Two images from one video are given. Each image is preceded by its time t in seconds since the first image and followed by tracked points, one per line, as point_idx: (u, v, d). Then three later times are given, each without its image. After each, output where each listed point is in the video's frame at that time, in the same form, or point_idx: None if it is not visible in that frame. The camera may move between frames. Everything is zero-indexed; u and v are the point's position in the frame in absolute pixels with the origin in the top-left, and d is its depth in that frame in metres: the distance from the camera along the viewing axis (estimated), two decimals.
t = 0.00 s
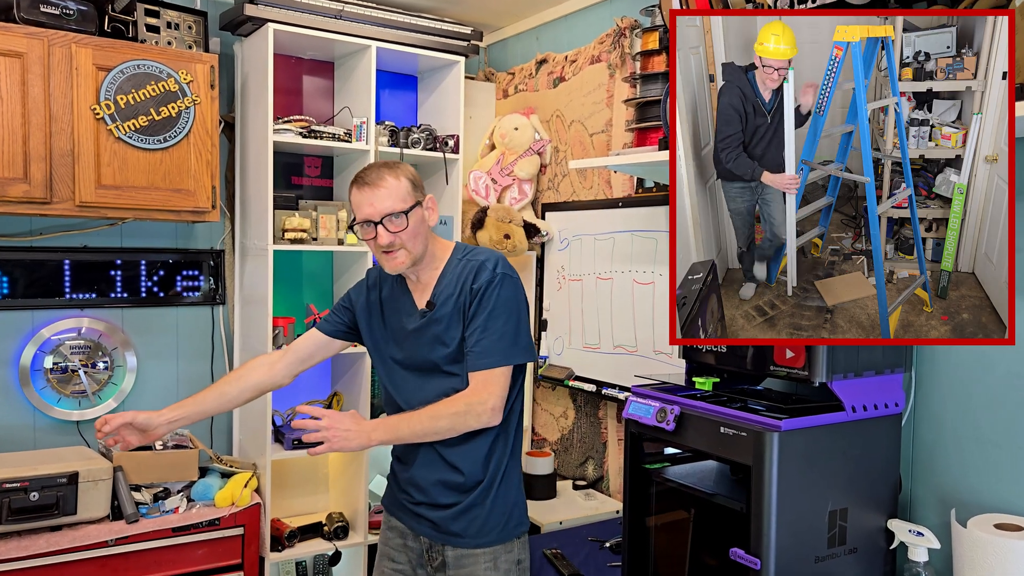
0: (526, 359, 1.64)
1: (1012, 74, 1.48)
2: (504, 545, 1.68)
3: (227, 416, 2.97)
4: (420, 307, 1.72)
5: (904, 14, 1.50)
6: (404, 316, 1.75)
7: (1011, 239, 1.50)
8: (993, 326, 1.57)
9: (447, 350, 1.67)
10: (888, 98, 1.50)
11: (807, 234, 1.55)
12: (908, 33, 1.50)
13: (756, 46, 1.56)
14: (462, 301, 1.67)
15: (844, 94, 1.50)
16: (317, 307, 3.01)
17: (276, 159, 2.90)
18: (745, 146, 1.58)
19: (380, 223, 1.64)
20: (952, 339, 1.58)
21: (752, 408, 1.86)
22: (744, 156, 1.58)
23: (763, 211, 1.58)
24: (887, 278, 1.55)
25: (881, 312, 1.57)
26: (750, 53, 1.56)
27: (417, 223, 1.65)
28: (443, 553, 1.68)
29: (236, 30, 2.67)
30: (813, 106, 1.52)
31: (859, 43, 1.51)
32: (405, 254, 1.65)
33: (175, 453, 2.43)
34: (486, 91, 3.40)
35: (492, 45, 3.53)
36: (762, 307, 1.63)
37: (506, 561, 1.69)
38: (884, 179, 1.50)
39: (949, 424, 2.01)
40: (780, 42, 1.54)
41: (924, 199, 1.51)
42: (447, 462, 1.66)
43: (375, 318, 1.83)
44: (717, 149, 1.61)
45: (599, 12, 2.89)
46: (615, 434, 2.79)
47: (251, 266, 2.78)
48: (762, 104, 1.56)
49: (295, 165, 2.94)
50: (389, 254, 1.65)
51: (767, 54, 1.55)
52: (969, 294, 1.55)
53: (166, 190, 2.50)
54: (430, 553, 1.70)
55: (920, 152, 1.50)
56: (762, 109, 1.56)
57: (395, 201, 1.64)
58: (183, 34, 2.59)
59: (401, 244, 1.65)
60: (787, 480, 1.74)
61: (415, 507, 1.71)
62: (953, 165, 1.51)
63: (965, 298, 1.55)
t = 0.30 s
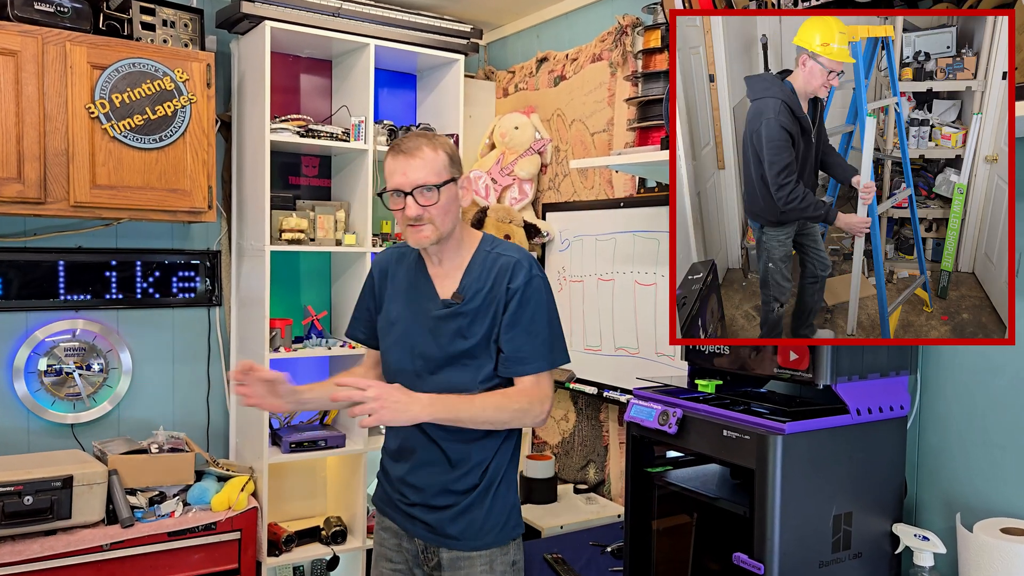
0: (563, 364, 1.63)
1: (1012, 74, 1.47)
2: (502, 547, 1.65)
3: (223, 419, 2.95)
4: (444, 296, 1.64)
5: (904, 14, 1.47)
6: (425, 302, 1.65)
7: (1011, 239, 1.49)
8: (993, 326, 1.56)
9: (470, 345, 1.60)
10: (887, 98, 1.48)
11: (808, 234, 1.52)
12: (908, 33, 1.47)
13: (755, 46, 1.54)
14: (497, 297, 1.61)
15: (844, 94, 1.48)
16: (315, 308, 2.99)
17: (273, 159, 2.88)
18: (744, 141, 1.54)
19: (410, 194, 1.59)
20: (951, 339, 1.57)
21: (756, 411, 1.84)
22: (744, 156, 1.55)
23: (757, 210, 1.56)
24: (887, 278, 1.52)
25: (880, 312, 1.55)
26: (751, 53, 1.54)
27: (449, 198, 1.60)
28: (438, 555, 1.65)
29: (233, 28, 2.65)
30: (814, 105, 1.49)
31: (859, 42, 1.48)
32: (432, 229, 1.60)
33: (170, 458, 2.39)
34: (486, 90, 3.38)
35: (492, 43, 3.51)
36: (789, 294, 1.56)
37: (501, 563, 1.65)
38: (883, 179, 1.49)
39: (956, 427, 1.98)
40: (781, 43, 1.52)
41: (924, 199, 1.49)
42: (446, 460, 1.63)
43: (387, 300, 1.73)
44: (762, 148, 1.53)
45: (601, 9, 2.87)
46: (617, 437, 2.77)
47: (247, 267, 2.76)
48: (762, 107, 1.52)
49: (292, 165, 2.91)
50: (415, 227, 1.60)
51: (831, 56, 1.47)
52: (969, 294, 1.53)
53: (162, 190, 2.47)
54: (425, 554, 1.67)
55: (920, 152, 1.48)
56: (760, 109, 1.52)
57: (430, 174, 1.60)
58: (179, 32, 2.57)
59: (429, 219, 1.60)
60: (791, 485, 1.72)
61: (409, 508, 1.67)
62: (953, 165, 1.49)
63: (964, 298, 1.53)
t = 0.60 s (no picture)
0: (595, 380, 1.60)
1: (1013, 74, 1.44)
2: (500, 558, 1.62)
3: (219, 421, 2.92)
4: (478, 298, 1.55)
5: (903, 14, 1.45)
6: (458, 302, 1.55)
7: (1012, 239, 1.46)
8: (992, 327, 1.53)
9: (500, 352, 1.52)
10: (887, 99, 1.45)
11: (808, 234, 1.51)
12: (907, 33, 1.45)
13: (755, 46, 1.53)
14: (536, 305, 1.54)
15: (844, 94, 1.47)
16: (312, 310, 2.96)
17: (270, 159, 2.85)
18: (743, 140, 1.53)
19: (452, 187, 1.50)
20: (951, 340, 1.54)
21: (759, 414, 1.81)
22: (743, 155, 1.53)
23: (757, 209, 1.54)
24: (886, 278, 1.51)
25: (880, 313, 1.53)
26: (751, 53, 1.53)
27: (493, 194, 1.51)
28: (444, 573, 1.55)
29: (229, 26, 2.62)
30: (814, 105, 1.48)
31: (859, 43, 1.47)
32: (472, 226, 1.50)
33: (166, 461, 2.39)
34: (486, 89, 3.35)
35: (492, 41, 3.48)
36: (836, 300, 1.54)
37: None
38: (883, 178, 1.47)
39: (961, 430, 1.96)
40: (781, 44, 1.51)
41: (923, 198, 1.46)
42: (459, 471, 1.54)
43: (414, 295, 1.61)
44: (857, 164, 1.48)
45: (602, 7, 2.84)
46: (619, 440, 2.74)
47: (244, 268, 2.73)
48: (761, 106, 1.51)
49: (290, 164, 2.88)
50: (456, 223, 1.50)
51: (944, 91, 1.44)
52: (969, 294, 1.50)
53: (157, 190, 2.45)
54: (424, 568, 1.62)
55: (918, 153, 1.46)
56: (759, 109, 1.51)
57: (475, 167, 1.50)
58: (175, 29, 2.55)
59: (471, 214, 1.50)
60: (794, 488, 1.69)
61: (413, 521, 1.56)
62: (953, 165, 1.46)
63: (964, 299, 1.51)
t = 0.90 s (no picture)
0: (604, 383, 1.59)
1: (1012, 74, 1.49)
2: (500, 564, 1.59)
3: (215, 424, 2.90)
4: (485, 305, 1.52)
5: (904, 14, 1.51)
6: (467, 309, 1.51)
7: (1011, 242, 1.52)
8: (993, 326, 1.59)
9: (513, 358, 1.50)
10: (888, 98, 1.51)
11: (807, 234, 1.55)
12: (908, 33, 1.51)
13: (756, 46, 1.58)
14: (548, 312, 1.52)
15: (845, 94, 1.51)
16: (310, 312, 2.93)
17: (267, 158, 2.82)
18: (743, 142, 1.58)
19: (460, 194, 1.47)
20: (951, 338, 1.60)
21: (763, 417, 1.79)
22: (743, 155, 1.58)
23: (758, 208, 1.59)
24: (887, 278, 1.56)
25: (881, 312, 1.58)
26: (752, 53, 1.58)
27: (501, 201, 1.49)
28: None
29: (226, 24, 2.59)
30: (814, 105, 1.53)
31: (859, 42, 1.52)
32: (481, 233, 1.48)
33: (161, 464, 2.34)
34: (486, 87, 3.33)
35: (492, 39, 3.46)
36: (847, 304, 1.58)
37: None
38: (884, 179, 1.51)
39: (967, 434, 1.93)
40: (781, 44, 1.55)
41: (924, 199, 1.52)
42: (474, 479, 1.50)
43: (419, 303, 1.56)
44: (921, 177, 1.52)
45: (603, 5, 2.81)
46: (620, 444, 2.72)
47: (241, 269, 2.71)
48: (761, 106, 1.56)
49: (287, 164, 2.86)
50: (464, 230, 1.48)
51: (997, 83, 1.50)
52: (969, 293, 1.56)
53: (153, 190, 2.42)
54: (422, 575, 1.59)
55: (920, 152, 1.51)
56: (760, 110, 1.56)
57: (485, 174, 1.48)
58: (170, 28, 2.51)
59: (481, 221, 1.48)
60: (799, 492, 1.67)
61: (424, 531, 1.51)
62: (953, 165, 1.52)
63: (965, 298, 1.57)
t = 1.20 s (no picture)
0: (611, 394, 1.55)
1: (1012, 74, 1.51)
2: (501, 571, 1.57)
3: (211, 428, 2.86)
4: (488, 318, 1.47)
5: (904, 14, 1.52)
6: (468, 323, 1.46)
7: (1011, 241, 1.54)
8: (993, 326, 1.61)
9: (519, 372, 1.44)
10: (887, 98, 1.52)
11: (808, 234, 1.55)
12: (908, 33, 1.53)
13: (755, 46, 1.59)
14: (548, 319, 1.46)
15: (845, 94, 1.52)
16: (308, 313, 2.90)
17: (264, 157, 2.80)
18: (743, 141, 1.59)
19: (445, 191, 1.47)
20: (951, 338, 1.62)
21: (766, 419, 1.76)
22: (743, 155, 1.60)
23: (757, 209, 1.60)
24: (887, 278, 1.57)
25: (881, 312, 1.59)
26: (751, 54, 1.59)
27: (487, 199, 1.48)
28: None
29: (222, 21, 2.57)
30: (813, 105, 1.53)
31: (859, 43, 1.52)
32: (470, 230, 1.46)
33: (155, 469, 2.33)
34: (486, 86, 3.30)
35: (492, 37, 3.43)
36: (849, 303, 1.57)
37: None
38: (884, 179, 1.52)
39: (975, 437, 1.90)
40: (780, 44, 1.57)
41: (925, 199, 1.53)
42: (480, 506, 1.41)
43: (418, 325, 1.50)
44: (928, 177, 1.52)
45: (604, 2, 2.79)
46: (621, 447, 2.69)
47: (237, 270, 2.68)
48: (761, 106, 1.58)
49: (284, 163, 2.83)
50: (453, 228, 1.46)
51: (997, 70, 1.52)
52: (969, 294, 1.58)
53: (148, 190, 2.40)
54: None
55: (920, 152, 1.52)
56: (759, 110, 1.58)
57: (468, 175, 1.49)
58: (165, 25, 2.50)
59: (465, 217, 1.46)
60: (803, 496, 1.65)
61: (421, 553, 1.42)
62: (953, 165, 1.53)
63: (965, 298, 1.58)
